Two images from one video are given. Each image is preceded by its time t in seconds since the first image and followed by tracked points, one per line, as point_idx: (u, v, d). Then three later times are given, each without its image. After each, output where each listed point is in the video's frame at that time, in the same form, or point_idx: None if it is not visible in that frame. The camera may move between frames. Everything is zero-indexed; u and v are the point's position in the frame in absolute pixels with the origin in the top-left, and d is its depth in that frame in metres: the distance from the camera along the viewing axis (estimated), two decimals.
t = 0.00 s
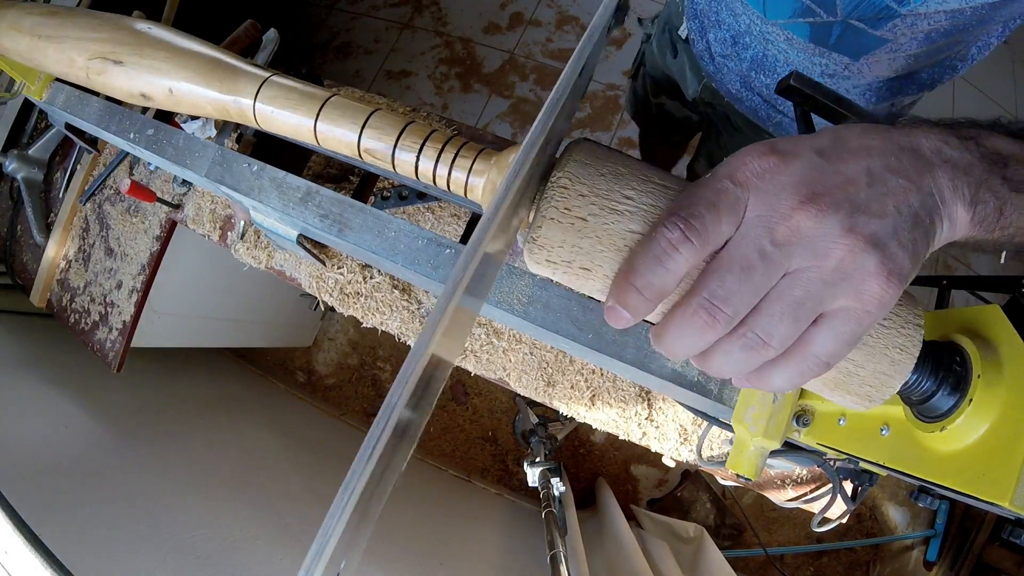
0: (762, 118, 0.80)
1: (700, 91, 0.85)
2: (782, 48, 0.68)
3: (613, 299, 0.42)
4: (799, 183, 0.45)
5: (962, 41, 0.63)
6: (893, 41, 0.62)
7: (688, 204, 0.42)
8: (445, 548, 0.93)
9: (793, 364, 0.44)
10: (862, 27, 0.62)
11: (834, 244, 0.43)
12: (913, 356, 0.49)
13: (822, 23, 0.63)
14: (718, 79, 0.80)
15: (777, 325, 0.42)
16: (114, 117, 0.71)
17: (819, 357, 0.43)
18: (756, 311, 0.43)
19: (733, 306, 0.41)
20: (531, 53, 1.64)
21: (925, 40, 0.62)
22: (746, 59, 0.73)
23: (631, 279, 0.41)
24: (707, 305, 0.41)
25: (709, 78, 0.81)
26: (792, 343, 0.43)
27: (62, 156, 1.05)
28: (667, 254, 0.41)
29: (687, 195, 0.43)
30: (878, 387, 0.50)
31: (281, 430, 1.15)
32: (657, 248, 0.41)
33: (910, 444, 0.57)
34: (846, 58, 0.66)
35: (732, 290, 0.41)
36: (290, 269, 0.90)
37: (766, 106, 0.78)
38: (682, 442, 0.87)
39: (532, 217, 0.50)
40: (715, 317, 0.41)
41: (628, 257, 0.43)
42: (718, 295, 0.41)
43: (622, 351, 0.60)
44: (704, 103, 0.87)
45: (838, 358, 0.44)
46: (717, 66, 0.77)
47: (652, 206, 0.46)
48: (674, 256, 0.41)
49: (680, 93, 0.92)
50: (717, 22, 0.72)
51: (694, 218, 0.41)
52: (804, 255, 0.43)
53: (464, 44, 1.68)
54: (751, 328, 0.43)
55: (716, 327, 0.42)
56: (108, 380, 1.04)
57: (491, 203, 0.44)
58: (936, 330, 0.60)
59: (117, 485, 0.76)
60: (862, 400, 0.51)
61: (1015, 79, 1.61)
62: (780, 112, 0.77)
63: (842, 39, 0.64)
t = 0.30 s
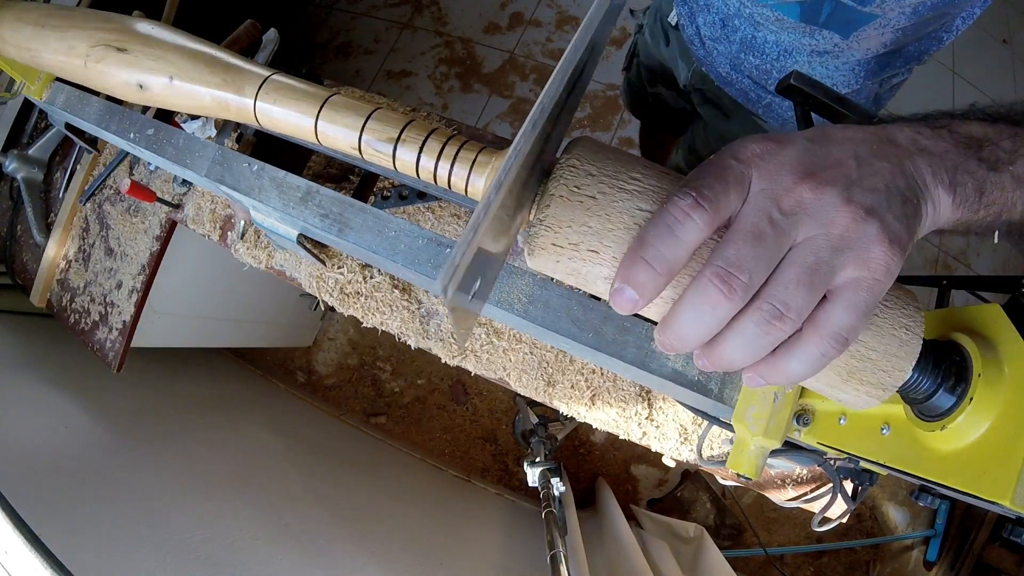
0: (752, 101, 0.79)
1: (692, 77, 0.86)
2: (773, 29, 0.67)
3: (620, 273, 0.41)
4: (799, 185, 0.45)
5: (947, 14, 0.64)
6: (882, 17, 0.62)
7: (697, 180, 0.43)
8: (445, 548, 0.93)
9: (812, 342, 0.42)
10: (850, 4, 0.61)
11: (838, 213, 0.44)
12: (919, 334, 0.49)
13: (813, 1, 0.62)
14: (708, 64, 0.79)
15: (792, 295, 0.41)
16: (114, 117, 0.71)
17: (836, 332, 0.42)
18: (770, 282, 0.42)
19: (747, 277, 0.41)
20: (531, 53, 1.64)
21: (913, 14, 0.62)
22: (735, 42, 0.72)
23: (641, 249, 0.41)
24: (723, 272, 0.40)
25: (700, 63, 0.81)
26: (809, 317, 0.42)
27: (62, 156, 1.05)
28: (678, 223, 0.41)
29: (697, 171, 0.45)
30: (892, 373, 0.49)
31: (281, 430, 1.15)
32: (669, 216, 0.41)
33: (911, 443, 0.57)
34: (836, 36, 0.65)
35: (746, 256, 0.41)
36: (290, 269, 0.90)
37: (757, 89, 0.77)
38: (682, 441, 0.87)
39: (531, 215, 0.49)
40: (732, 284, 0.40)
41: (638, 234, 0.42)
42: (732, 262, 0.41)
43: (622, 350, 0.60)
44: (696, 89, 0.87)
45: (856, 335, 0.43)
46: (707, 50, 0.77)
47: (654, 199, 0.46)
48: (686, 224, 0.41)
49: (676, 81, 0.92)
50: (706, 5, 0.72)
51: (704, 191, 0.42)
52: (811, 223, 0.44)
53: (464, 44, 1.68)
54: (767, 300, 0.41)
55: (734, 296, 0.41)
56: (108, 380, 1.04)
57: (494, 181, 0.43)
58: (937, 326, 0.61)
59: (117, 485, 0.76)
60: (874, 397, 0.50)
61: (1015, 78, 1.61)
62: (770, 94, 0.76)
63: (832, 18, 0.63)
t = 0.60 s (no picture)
0: (750, 113, 0.79)
1: (690, 84, 0.85)
2: (768, 39, 0.67)
3: (627, 269, 0.40)
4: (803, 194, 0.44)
5: (947, 30, 0.64)
6: (880, 30, 0.63)
7: (712, 175, 0.44)
8: (445, 548, 0.93)
9: (814, 338, 0.42)
10: (849, 15, 0.62)
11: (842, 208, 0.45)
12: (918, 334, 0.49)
13: (810, 10, 0.63)
14: (704, 72, 0.78)
15: (796, 287, 0.42)
16: (114, 117, 0.71)
17: (838, 327, 0.42)
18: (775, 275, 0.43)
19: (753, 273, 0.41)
20: (531, 53, 1.64)
21: (912, 28, 0.63)
22: (732, 52, 0.72)
23: (656, 243, 0.41)
24: (732, 261, 0.41)
25: (697, 72, 0.80)
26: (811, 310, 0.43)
27: (62, 156, 1.05)
28: (695, 219, 0.41)
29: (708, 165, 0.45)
30: (892, 372, 0.49)
31: (281, 430, 1.15)
32: (685, 211, 0.41)
33: (910, 444, 0.57)
34: (833, 49, 0.65)
35: (754, 245, 0.42)
36: (290, 269, 0.90)
37: (751, 100, 0.77)
38: (682, 442, 0.87)
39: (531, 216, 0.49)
40: (740, 273, 0.41)
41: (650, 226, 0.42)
42: (739, 252, 0.41)
43: (622, 351, 0.60)
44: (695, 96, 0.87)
45: (858, 331, 0.43)
46: (703, 59, 0.76)
47: (655, 199, 0.47)
48: (699, 220, 0.41)
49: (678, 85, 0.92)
50: (704, 13, 0.71)
51: (718, 188, 0.43)
52: (815, 218, 0.44)
53: (464, 44, 1.68)
54: (771, 291, 0.42)
55: (740, 286, 0.41)
56: (108, 380, 1.04)
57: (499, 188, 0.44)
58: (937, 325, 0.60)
59: (118, 485, 0.76)
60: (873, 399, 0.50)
61: (1015, 78, 1.61)
62: (764, 106, 0.76)
63: (829, 28, 0.64)
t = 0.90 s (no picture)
0: (744, 127, 0.79)
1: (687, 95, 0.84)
2: (767, 51, 0.66)
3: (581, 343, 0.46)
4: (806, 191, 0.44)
5: (951, 48, 0.62)
6: (882, 45, 0.61)
7: (661, 287, 0.41)
8: (445, 548, 0.93)
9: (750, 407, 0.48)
10: (850, 29, 0.61)
11: (801, 347, 0.42)
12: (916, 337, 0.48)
13: (809, 21, 0.61)
14: (701, 82, 0.79)
15: (733, 391, 0.45)
16: (114, 117, 0.71)
17: (771, 406, 0.47)
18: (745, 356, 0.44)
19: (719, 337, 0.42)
20: (531, 53, 1.63)
21: (915, 45, 0.61)
22: (729, 63, 0.72)
23: (596, 343, 0.44)
24: (666, 375, 0.45)
25: (693, 81, 0.80)
26: (748, 399, 0.46)
27: (62, 156, 1.05)
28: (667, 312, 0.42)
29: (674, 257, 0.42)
30: (893, 374, 0.48)
31: (281, 430, 1.15)
32: (622, 331, 0.42)
33: (910, 444, 0.57)
34: (832, 63, 0.65)
35: (690, 367, 0.44)
36: (290, 269, 0.90)
37: (747, 113, 0.77)
38: (682, 442, 0.87)
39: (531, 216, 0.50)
40: (672, 383, 0.45)
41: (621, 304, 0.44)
42: (675, 368, 0.44)
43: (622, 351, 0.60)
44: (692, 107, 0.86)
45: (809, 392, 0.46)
46: (700, 70, 0.77)
47: (654, 196, 0.47)
48: (638, 337, 0.42)
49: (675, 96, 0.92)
50: (702, 24, 0.71)
51: (663, 304, 0.41)
52: (770, 346, 0.43)
53: (463, 44, 1.68)
54: (709, 390, 0.46)
55: (674, 389, 0.46)
56: (108, 380, 1.04)
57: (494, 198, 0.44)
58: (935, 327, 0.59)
59: (117, 485, 0.76)
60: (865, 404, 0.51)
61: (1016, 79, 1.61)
62: (760, 120, 0.76)
63: (829, 41, 0.62)
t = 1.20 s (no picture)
0: (745, 126, 0.79)
1: (688, 92, 0.84)
2: (768, 51, 0.66)
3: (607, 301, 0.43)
4: (803, 191, 0.44)
5: (952, 48, 0.62)
6: (882, 45, 0.61)
7: (684, 214, 0.42)
8: (445, 548, 0.93)
9: (784, 369, 0.44)
10: (850, 28, 0.61)
11: (830, 253, 0.42)
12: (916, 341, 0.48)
13: (810, 22, 0.61)
14: (704, 81, 0.78)
15: (768, 334, 0.43)
16: (114, 117, 0.71)
17: (808, 364, 0.44)
18: (748, 319, 0.43)
19: (723, 315, 0.42)
20: (531, 53, 1.63)
21: (915, 45, 0.61)
22: (731, 62, 0.71)
23: (623, 283, 0.42)
24: (701, 316, 0.42)
25: (695, 80, 0.80)
26: (782, 348, 0.43)
27: (62, 156, 1.05)
28: (659, 263, 0.41)
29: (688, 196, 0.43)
30: (893, 376, 0.48)
31: (281, 431, 1.15)
32: (648, 261, 0.41)
33: (911, 444, 0.57)
34: (832, 63, 0.64)
35: (724, 299, 0.42)
36: (290, 269, 0.90)
37: (748, 112, 0.76)
38: (682, 442, 0.87)
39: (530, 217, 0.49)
40: (707, 327, 0.42)
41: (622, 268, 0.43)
42: (710, 306, 0.42)
43: (622, 351, 0.60)
44: (694, 105, 0.86)
45: (829, 365, 0.44)
46: (702, 69, 0.76)
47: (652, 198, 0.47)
48: (665, 268, 0.41)
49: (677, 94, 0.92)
50: (704, 22, 0.71)
51: (686, 229, 0.41)
52: (798, 262, 0.42)
53: (464, 44, 1.68)
54: (743, 336, 0.43)
55: (708, 336, 0.43)
56: (108, 380, 1.04)
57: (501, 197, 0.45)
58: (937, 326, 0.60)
59: (116, 485, 0.76)
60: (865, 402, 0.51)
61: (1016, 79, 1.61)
62: (761, 119, 0.76)
63: (829, 41, 0.62)
